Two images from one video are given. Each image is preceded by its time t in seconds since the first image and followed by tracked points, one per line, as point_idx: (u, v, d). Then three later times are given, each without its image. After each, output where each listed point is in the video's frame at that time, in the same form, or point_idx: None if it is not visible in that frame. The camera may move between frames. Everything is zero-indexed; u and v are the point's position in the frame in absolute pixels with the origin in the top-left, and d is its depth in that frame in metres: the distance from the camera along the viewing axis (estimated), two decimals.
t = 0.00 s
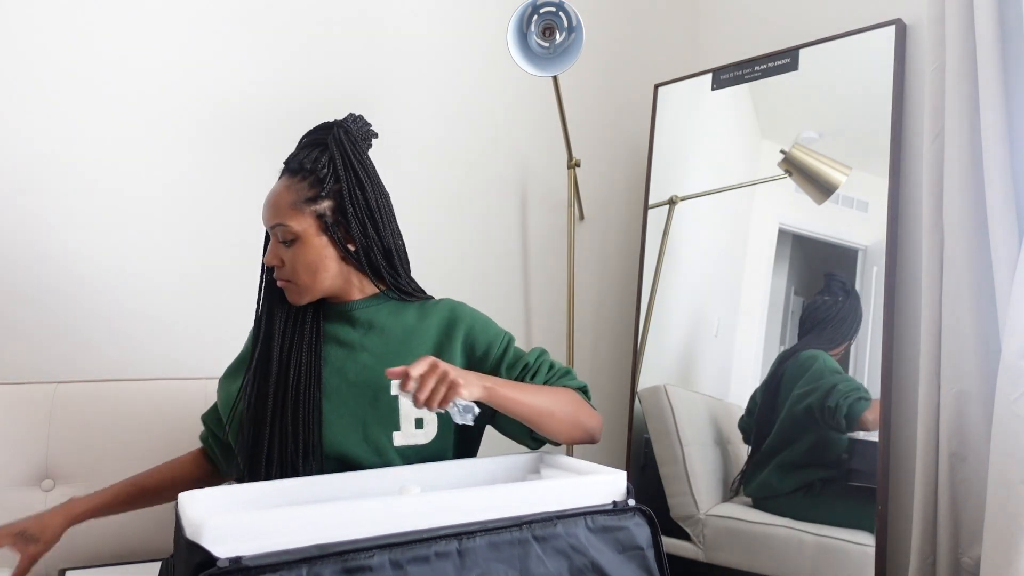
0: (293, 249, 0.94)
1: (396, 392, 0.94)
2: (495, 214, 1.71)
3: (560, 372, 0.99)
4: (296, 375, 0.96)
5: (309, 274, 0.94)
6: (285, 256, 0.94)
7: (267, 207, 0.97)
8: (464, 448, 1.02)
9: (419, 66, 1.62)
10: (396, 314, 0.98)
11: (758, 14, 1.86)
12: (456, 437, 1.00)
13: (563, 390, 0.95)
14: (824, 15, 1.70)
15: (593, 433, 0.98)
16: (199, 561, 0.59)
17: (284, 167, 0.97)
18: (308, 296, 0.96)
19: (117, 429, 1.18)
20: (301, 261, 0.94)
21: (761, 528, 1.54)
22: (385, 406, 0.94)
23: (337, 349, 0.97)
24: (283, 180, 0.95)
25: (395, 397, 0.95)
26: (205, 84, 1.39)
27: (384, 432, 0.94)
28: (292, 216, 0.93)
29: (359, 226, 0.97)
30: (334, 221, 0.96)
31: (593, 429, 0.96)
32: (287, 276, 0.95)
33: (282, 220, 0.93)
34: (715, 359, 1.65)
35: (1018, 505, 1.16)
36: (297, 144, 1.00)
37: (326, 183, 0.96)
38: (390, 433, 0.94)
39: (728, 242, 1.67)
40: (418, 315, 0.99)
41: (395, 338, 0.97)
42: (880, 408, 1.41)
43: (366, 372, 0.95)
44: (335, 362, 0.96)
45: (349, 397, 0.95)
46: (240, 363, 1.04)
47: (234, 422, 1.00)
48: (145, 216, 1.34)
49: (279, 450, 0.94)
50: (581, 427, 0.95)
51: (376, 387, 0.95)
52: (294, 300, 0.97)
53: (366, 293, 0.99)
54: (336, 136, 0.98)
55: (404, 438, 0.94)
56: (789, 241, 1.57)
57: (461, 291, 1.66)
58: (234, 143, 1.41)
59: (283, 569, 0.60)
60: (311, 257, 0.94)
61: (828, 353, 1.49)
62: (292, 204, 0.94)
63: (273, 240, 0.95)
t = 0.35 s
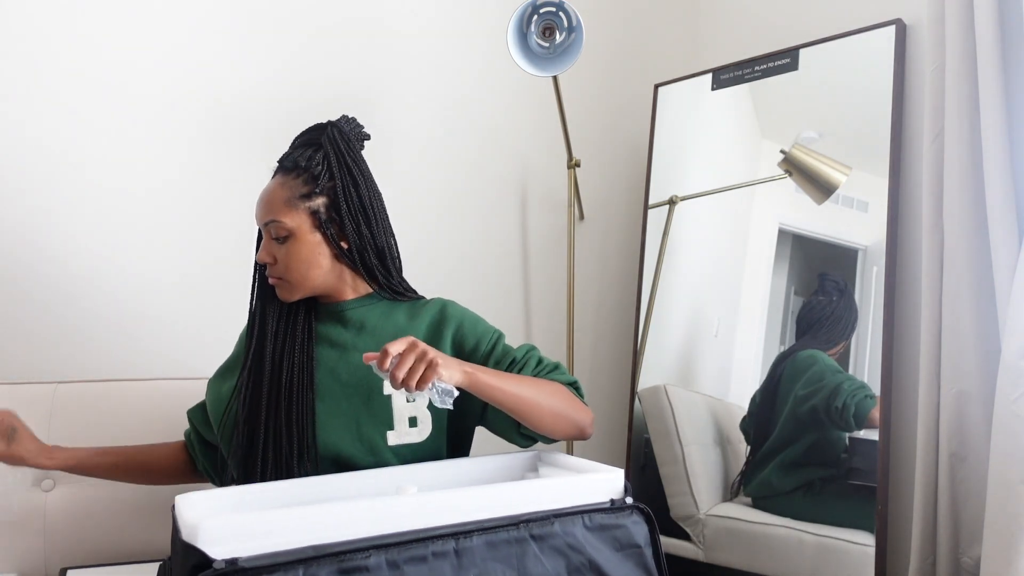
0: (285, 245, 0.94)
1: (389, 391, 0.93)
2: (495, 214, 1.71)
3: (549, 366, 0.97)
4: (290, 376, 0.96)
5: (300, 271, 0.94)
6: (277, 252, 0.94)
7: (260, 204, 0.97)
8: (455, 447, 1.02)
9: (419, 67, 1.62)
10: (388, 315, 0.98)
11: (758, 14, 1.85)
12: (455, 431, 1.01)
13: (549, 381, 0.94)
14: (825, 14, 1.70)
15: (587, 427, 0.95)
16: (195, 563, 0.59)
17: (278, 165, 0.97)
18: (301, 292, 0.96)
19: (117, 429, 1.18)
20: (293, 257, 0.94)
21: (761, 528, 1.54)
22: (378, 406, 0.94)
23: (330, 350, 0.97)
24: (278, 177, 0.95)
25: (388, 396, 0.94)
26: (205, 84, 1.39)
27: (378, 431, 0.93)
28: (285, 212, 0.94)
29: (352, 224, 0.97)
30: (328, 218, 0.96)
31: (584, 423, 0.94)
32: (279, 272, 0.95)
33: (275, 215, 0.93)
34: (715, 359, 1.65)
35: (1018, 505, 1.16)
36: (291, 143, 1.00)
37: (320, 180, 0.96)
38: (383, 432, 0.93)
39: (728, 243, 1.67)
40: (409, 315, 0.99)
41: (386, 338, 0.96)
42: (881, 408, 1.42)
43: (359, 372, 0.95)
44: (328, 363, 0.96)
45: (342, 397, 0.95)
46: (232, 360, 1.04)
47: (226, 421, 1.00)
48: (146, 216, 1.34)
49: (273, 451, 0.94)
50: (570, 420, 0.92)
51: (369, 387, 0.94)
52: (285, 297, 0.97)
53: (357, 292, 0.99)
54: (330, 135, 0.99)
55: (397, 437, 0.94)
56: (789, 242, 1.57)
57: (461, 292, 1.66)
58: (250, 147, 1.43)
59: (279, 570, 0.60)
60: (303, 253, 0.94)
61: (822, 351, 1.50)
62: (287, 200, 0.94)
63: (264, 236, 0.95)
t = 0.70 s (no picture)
0: (290, 241, 0.93)
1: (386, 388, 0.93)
2: (495, 214, 1.71)
3: (505, 358, 0.87)
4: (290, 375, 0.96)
5: (307, 267, 0.94)
6: (282, 248, 0.93)
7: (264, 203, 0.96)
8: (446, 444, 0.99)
9: (419, 67, 1.62)
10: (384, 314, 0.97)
11: (758, 14, 1.85)
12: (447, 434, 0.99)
13: (494, 375, 0.85)
14: (825, 14, 1.70)
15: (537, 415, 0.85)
16: (194, 563, 0.59)
17: (284, 162, 0.97)
18: (304, 290, 0.95)
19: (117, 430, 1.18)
20: (299, 253, 0.93)
21: (761, 528, 1.53)
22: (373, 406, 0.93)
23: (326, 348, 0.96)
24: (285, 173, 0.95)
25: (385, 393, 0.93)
26: (205, 85, 1.39)
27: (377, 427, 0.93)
28: (293, 208, 0.93)
29: (358, 223, 0.97)
30: (333, 216, 0.96)
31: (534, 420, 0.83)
32: (282, 268, 0.94)
33: (281, 211, 0.93)
34: (715, 359, 1.65)
35: (1018, 505, 1.16)
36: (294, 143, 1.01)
37: (327, 178, 0.96)
38: (382, 428, 0.93)
39: (728, 243, 1.67)
40: (403, 314, 0.97)
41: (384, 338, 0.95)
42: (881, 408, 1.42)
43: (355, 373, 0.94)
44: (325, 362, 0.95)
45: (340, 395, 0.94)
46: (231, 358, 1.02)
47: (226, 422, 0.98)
48: (146, 217, 1.34)
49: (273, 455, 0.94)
50: (518, 416, 0.82)
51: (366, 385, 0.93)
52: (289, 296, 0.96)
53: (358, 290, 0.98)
54: (335, 136, 1.00)
55: (396, 432, 0.93)
56: (789, 242, 1.57)
57: (462, 292, 1.66)
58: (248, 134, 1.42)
59: (278, 570, 0.60)
60: (310, 250, 0.93)
61: (818, 349, 1.50)
62: (294, 197, 0.94)
63: (269, 234, 0.94)
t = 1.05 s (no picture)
0: (349, 238, 0.94)
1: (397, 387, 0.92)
2: (495, 214, 1.71)
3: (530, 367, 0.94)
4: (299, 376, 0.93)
5: (364, 264, 0.96)
6: (340, 245, 0.94)
7: (310, 195, 0.93)
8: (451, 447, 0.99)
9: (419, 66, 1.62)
10: (395, 315, 0.97)
11: (758, 14, 1.86)
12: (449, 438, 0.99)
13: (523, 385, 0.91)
14: (825, 14, 1.70)
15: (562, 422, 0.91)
16: (196, 563, 0.59)
17: (324, 155, 0.94)
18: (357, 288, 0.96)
19: (116, 430, 1.18)
20: (359, 250, 0.95)
21: (761, 528, 1.53)
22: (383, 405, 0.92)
23: (335, 348, 0.94)
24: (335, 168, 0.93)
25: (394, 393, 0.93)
26: (204, 84, 1.39)
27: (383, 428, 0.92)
28: (355, 206, 0.94)
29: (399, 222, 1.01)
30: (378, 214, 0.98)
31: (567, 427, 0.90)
32: (342, 266, 0.94)
33: (340, 210, 0.93)
34: (715, 359, 1.65)
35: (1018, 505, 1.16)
36: (320, 130, 0.97)
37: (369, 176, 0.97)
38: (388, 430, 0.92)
39: (728, 243, 1.67)
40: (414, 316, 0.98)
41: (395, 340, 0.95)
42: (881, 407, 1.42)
43: (365, 375, 0.93)
44: (332, 363, 0.94)
45: (345, 395, 0.93)
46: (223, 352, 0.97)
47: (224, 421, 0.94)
48: (146, 216, 1.34)
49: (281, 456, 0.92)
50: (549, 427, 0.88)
51: (376, 385, 0.92)
52: (333, 293, 0.96)
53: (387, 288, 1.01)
54: (365, 132, 1.00)
55: (403, 433, 0.93)
56: (789, 241, 1.57)
57: (461, 291, 1.66)
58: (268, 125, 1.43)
59: (280, 570, 0.60)
60: (367, 248, 0.96)
61: (817, 349, 1.51)
62: (352, 193, 0.94)
63: (324, 228, 0.93)
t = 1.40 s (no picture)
0: (311, 242, 0.92)
1: (399, 416, 0.93)
2: (495, 214, 1.71)
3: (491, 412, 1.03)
4: (311, 398, 0.91)
5: (323, 272, 0.92)
6: (300, 248, 0.92)
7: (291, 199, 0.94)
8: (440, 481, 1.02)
9: (419, 65, 1.62)
10: (404, 337, 0.97)
11: (758, 14, 1.86)
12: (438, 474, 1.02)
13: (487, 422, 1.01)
14: (826, 14, 1.70)
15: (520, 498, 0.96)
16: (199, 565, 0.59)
17: (317, 160, 0.95)
18: (317, 296, 0.93)
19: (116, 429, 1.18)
20: (318, 256, 0.91)
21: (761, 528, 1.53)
22: (386, 431, 0.93)
23: (344, 366, 0.94)
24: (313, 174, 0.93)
25: (396, 422, 0.93)
26: (204, 83, 1.39)
27: (383, 455, 0.93)
28: (320, 211, 0.92)
29: (384, 233, 0.96)
30: (360, 225, 0.94)
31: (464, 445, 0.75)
32: (299, 270, 0.92)
33: (307, 212, 0.91)
34: (715, 359, 1.65)
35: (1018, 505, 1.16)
36: (331, 142, 0.99)
37: (360, 186, 0.95)
38: (388, 457, 0.93)
39: (728, 243, 1.67)
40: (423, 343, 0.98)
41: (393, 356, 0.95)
42: (880, 407, 1.43)
43: (370, 390, 0.93)
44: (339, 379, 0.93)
45: (350, 417, 0.93)
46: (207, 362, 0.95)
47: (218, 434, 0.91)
48: (147, 216, 1.34)
49: (288, 469, 0.89)
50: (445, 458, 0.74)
51: (378, 412, 0.93)
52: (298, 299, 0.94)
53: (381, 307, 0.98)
54: (377, 141, 0.99)
55: (401, 463, 0.93)
56: (789, 241, 1.57)
57: (461, 291, 1.66)
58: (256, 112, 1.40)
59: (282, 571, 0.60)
60: (329, 254, 0.92)
61: (825, 353, 1.50)
62: (322, 198, 0.92)
63: (289, 230, 0.93)
